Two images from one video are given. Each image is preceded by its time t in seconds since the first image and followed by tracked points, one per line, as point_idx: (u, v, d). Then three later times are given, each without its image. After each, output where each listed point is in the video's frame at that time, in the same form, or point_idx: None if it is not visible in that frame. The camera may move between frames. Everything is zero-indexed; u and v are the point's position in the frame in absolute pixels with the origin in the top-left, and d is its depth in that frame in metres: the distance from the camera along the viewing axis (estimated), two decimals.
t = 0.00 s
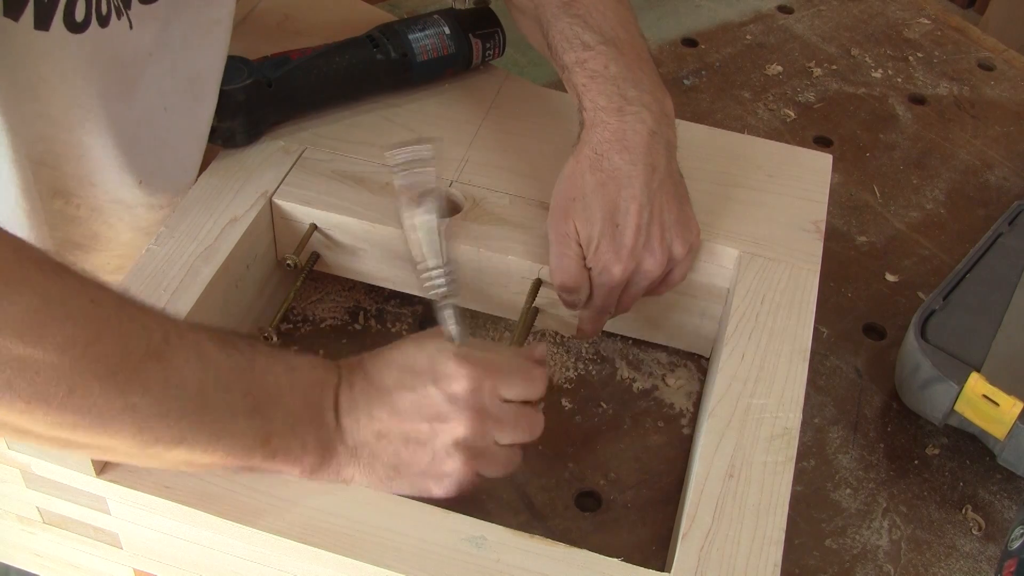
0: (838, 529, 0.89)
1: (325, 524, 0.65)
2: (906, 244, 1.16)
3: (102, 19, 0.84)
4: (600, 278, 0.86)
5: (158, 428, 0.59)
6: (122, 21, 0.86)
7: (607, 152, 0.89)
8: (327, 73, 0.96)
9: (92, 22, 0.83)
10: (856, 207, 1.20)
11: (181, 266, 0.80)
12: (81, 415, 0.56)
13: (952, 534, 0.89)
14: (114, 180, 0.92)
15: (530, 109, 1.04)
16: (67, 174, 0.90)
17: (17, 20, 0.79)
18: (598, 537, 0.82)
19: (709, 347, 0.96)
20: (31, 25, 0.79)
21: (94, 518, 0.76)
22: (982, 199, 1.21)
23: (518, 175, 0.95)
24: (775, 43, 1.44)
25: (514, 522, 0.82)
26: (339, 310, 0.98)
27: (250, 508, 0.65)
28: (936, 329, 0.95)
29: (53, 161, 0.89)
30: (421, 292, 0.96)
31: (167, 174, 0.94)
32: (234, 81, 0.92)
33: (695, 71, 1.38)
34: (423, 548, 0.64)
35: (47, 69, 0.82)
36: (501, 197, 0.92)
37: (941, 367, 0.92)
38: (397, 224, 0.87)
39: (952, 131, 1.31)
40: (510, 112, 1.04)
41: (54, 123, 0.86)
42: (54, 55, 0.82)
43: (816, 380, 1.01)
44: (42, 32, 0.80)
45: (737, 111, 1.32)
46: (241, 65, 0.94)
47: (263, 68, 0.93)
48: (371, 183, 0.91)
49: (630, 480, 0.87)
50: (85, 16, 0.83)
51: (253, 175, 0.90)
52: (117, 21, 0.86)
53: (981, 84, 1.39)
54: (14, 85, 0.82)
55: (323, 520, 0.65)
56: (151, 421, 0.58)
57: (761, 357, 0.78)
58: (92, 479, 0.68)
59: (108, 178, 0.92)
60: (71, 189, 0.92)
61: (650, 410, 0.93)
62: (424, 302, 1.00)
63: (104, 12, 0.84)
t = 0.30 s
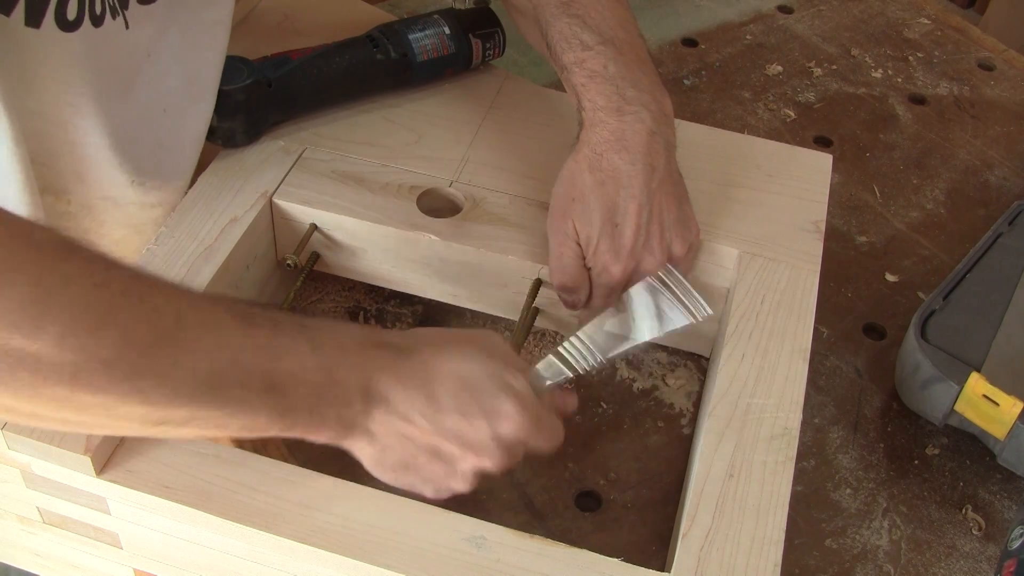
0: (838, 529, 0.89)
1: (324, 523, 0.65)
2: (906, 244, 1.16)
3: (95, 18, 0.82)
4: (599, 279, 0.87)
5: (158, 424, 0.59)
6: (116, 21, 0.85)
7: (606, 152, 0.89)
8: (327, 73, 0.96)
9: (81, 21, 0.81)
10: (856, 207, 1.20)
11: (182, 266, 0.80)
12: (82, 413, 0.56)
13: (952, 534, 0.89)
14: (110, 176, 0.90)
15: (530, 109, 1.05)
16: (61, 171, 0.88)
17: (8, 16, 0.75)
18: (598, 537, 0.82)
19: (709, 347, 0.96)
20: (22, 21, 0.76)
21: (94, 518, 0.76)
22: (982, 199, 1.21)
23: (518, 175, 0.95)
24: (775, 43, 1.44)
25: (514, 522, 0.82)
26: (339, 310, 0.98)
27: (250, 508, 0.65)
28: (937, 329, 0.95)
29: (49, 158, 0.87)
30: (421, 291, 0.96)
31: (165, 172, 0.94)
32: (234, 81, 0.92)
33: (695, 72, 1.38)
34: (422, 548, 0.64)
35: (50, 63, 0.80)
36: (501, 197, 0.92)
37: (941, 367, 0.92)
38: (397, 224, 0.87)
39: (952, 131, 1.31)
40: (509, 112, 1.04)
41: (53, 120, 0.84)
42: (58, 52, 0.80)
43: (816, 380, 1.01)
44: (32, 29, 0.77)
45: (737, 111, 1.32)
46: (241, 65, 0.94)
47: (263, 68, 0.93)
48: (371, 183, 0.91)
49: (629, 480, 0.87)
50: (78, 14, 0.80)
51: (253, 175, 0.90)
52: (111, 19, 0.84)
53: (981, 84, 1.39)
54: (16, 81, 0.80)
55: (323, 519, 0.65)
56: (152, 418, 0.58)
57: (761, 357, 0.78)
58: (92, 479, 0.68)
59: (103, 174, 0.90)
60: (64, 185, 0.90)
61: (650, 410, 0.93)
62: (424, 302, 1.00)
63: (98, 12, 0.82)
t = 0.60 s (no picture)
0: (838, 529, 0.89)
1: (324, 523, 0.65)
2: (906, 244, 1.16)
3: (102, 16, 0.82)
4: (599, 278, 0.86)
5: (160, 425, 0.59)
6: (121, 18, 0.85)
7: (605, 152, 0.89)
8: (327, 72, 0.96)
9: (86, 18, 0.81)
10: (856, 207, 1.20)
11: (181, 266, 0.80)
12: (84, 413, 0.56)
13: (952, 534, 0.89)
14: (114, 176, 0.90)
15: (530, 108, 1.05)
16: (67, 170, 0.88)
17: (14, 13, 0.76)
18: (598, 537, 0.82)
19: (708, 347, 0.96)
20: (26, 18, 0.76)
21: (94, 518, 0.76)
22: (982, 199, 1.21)
23: (518, 175, 0.95)
24: (775, 43, 1.44)
25: (514, 522, 0.83)
26: (339, 310, 0.98)
27: (250, 508, 0.65)
28: (936, 329, 0.95)
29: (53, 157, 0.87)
30: (421, 292, 0.96)
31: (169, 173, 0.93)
32: (234, 80, 0.92)
33: (695, 72, 1.37)
34: (422, 548, 0.64)
35: (54, 62, 0.80)
36: (500, 197, 0.92)
37: (941, 367, 0.92)
38: (397, 224, 0.87)
39: (952, 131, 1.31)
40: (509, 112, 1.04)
41: (59, 121, 0.84)
42: (62, 51, 0.80)
43: (817, 380, 1.01)
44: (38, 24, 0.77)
45: (737, 111, 1.32)
46: (241, 65, 0.94)
47: (264, 68, 0.93)
48: (371, 183, 0.91)
49: (630, 480, 0.87)
50: (84, 12, 0.81)
51: (253, 175, 0.90)
52: (116, 17, 0.84)
53: (981, 84, 1.39)
54: (21, 82, 0.80)
55: (323, 519, 0.65)
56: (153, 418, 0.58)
57: (762, 357, 0.78)
58: (92, 479, 0.68)
59: (107, 175, 0.90)
60: (68, 184, 0.90)
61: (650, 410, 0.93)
62: (424, 302, 1.00)
63: (104, 10, 0.83)
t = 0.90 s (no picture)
0: (838, 529, 0.89)
1: (324, 523, 0.65)
2: (906, 244, 1.16)
3: (105, 16, 0.85)
4: (599, 279, 0.86)
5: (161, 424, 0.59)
6: (123, 19, 0.87)
7: (604, 152, 0.89)
8: (327, 72, 0.96)
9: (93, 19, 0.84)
10: (856, 207, 1.20)
11: (181, 266, 0.80)
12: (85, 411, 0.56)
13: (952, 534, 0.89)
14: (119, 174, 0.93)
15: (530, 109, 1.04)
16: (74, 169, 0.91)
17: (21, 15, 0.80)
18: (598, 537, 0.82)
19: (709, 347, 0.96)
20: (33, 20, 0.80)
21: (94, 518, 0.76)
22: (982, 199, 1.21)
23: (518, 175, 0.95)
24: (775, 43, 1.44)
25: (514, 522, 0.83)
26: (339, 310, 0.98)
27: (249, 508, 0.65)
28: (936, 329, 0.95)
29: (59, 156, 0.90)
30: (420, 292, 0.96)
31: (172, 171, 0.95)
32: (234, 81, 0.92)
33: (695, 72, 1.37)
34: (423, 548, 0.64)
35: (57, 62, 0.84)
36: (500, 197, 0.92)
37: (941, 367, 0.92)
38: (397, 224, 0.87)
39: (952, 131, 1.31)
40: (509, 112, 1.04)
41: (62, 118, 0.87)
42: (65, 52, 0.83)
43: (817, 380, 1.01)
44: (43, 27, 0.81)
45: (737, 111, 1.32)
46: (241, 65, 0.93)
47: (264, 68, 0.93)
48: (371, 183, 0.91)
49: (630, 480, 0.86)
50: (89, 13, 0.84)
51: (253, 175, 0.90)
52: (117, 18, 0.86)
53: (981, 84, 1.39)
54: (26, 78, 0.84)
55: (323, 519, 0.65)
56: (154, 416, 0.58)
57: (762, 358, 0.78)
58: (92, 479, 0.68)
59: (113, 174, 0.93)
60: (75, 183, 0.92)
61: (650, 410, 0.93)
62: (424, 302, 1.00)
63: (105, 10, 0.85)
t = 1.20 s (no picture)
0: (838, 529, 0.89)
1: (324, 523, 0.65)
2: (906, 244, 1.16)
3: (100, 16, 0.85)
4: (599, 278, 0.86)
5: (159, 422, 0.59)
6: (119, 18, 0.86)
7: (602, 151, 0.89)
8: (327, 72, 0.95)
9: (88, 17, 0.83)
10: (856, 207, 1.20)
11: (181, 266, 0.80)
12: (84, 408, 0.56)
13: (952, 534, 0.89)
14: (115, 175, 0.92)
15: (530, 109, 1.04)
16: (69, 171, 0.91)
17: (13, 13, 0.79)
18: (598, 537, 0.82)
19: (709, 347, 0.96)
20: (27, 19, 0.79)
21: (94, 518, 0.76)
22: (982, 199, 1.21)
23: (518, 175, 0.95)
24: (775, 43, 1.44)
25: (514, 522, 0.83)
26: (339, 310, 0.98)
27: (249, 508, 0.65)
28: (935, 329, 0.95)
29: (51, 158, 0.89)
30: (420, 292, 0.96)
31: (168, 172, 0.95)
32: (235, 80, 0.91)
33: (695, 72, 1.37)
34: (423, 549, 0.64)
35: (47, 62, 0.83)
36: (501, 197, 0.92)
37: (940, 367, 0.92)
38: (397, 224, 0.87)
39: (952, 131, 1.31)
40: (509, 112, 1.04)
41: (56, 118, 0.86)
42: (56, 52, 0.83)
43: (817, 380, 1.01)
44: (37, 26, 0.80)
45: (737, 111, 1.32)
46: (241, 65, 0.93)
47: (264, 68, 0.93)
48: (371, 183, 0.91)
49: (630, 480, 0.86)
50: (84, 13, 0.83)
51: (253, 175, 0.90)
52: (113, 18, 0.86)
53: (981, 84, 1.39)
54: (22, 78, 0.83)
55: (324, 520, 0.65)
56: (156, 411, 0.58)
57: (762, 357, 0.78)
58: (92, 479, 0.68)
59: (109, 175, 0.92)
60: (71, 181, 0.92)
61: (650, 410, 0.93)
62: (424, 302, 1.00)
63: (101, 9, 0.84)
